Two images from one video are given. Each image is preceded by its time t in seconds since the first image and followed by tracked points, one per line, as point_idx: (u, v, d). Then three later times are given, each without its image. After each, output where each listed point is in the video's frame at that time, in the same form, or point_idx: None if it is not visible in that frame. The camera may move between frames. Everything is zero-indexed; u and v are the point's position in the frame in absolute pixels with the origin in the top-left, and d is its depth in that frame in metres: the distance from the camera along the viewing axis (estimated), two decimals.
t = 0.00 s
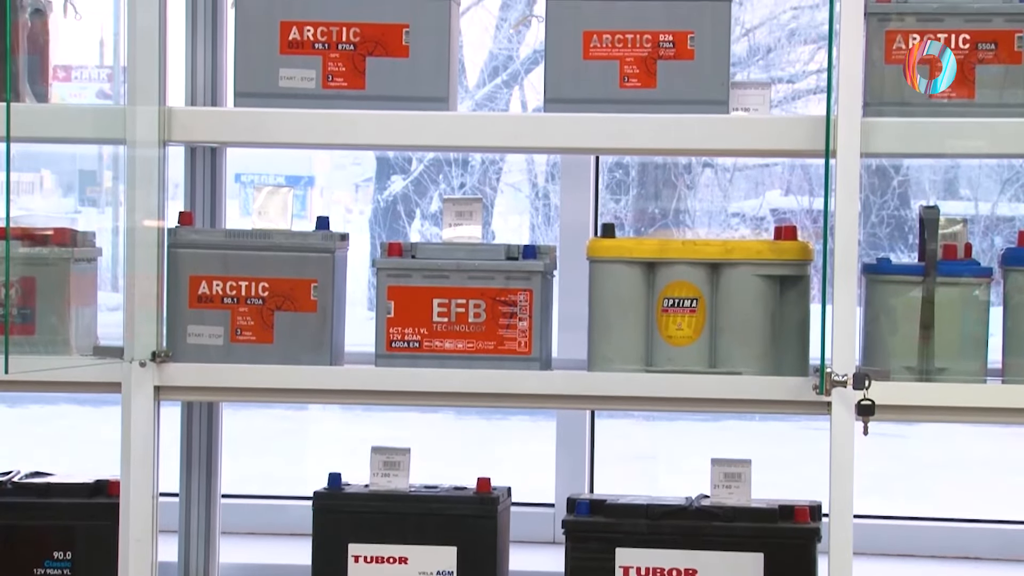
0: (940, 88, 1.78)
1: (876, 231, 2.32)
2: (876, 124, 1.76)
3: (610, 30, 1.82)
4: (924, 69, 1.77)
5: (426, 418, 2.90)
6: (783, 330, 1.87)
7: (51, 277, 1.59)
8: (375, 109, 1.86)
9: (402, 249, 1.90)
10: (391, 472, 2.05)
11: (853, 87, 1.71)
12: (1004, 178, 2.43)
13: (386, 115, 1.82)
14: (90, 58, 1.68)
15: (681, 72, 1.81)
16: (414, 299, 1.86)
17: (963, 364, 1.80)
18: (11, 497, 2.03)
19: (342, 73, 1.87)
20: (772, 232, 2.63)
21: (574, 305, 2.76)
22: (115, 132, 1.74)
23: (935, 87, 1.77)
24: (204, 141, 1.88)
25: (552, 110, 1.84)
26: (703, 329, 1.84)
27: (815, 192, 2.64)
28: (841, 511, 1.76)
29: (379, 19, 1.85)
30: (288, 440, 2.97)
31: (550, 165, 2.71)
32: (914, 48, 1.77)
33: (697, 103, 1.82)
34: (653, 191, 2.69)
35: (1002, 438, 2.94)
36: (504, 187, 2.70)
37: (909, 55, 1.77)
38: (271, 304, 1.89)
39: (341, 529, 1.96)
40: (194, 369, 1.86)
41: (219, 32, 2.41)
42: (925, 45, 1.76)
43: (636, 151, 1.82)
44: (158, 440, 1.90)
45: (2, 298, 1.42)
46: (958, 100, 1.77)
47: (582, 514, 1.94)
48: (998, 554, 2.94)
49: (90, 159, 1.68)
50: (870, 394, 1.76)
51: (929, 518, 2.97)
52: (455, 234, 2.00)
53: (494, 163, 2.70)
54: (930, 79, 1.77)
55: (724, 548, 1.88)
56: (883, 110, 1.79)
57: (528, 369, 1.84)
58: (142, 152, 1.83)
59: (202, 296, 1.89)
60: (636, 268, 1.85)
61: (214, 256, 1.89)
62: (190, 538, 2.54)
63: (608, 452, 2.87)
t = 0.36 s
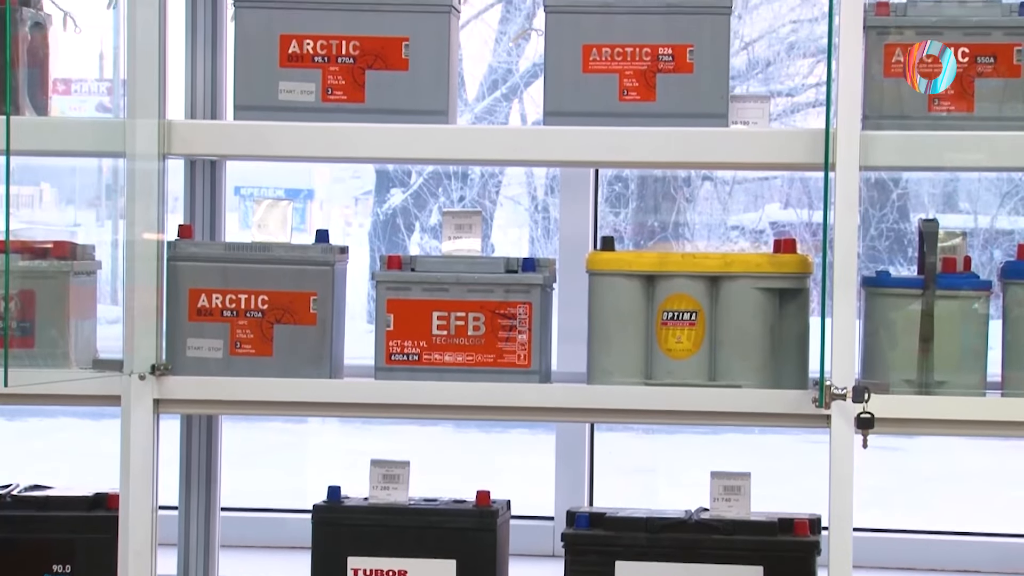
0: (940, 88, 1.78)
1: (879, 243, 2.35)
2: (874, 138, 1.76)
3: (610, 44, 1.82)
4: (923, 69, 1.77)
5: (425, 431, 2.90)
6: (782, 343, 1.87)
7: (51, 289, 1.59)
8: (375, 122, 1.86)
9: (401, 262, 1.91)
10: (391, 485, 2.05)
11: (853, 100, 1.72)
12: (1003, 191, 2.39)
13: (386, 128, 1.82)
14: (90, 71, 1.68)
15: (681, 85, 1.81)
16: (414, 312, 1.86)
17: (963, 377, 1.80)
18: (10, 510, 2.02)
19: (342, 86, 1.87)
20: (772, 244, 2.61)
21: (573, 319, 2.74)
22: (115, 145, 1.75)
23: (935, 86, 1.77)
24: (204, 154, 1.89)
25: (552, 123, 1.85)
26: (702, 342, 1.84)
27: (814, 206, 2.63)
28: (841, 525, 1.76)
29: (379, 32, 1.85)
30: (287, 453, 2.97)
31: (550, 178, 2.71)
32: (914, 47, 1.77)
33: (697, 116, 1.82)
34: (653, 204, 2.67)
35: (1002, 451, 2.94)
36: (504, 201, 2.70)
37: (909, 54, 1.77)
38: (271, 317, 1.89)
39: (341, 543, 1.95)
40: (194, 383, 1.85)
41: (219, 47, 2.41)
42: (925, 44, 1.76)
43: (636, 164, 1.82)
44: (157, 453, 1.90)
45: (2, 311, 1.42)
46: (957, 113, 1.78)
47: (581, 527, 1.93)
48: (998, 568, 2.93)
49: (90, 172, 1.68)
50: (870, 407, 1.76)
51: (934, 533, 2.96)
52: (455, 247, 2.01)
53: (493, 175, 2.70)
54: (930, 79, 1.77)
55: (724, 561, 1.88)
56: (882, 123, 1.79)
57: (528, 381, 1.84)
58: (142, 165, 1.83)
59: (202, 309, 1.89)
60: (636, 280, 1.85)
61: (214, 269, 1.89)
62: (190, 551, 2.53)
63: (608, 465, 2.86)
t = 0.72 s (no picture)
0: (940, 88, 1.77)
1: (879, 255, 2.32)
2: (874, 149, 1.76)
3: (609, 55, 1.82)
4: (924, 70, 1.77)
5: (426, 442, 2.88)
6: (782, 355, 1.87)
7: (51, 301, 1.59)
8: (375, 134, 1.86)
9: (401, 273, 1.90)
10: (391, 497, 2.05)
11: (853, 112, 1.72)
12: (1002, 204, 2.34)
13: (386, 140, 1.82)
14: (90, 83, 1.69)
15: (681, 97, 1.82)
16: (414, 324, 1.86)
17: (963, 389, 1.79)
18: (10, 522, 2.02)
19: (342, 98, 1.87)
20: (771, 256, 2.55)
21: (571, 331, 2.68)
22: (115, 157, 1.75)
23: (935, 86, 1.77)
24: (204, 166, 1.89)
25: (552, 135, 1.85)
26: (702, 354, 1.83)
27: (814, 218, 2.59)
28: (841, 537, 1.76)
29: (378, 44, 1.86)
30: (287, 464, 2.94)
31: (550, 190, 2.66)
32: (914, 48, 1.77)
33: (697, 128, 1.82)
34: (653, 216, 2.64)
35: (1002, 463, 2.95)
36: (503, 213, 2.65)
37: (909, 57, 1.77)
38: (271, 329, 1.89)
39: (341, 554, 1.94)
40: (194, 395, 1.85)
41: (218, 61, 2.43)
42: (925, 45, 1.76)
43: (636, 175, 1.82)
44: (156, 465, 1.90)
45: (1, 323, 1.42)
46: (956, 124, 1.78)
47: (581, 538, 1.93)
48: None
49: (90, 184, 1.68)
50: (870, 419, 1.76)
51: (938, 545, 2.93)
52: (454, 259, 2.01)
53: (492, 188, 2.65)
54: (930, 79, 1.77)
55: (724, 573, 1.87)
56: (881, 135, 1.80)
57: (528, 394, 1.84)
58: (141, 177, 1.83)
59: (201, 321, 1.89)
60: (636, 292, 1.85)
61: (213, 281, 1.89)
62: (189, 563, 2.53)
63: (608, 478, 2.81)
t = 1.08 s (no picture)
0: (940, 87, 1.78)
1: (879, 272, 2.30)
2: (873, 166, 1.77)
3: (610, 72, 1.83)
4: (924, 69, 1.77)
5: (425, 459, 2.64)
6: (782, 372, 1.87)
7: (50, 317, 1.58)
8: (376, 150, 1.86)
9: (401, 290, 1.90)
10: (391, 514, 2.04)
11: (853, 128, 1.72)
12: (1002, 220, 2.30)
13: (388, 157, 1.83)
14: (91, 99, 1.69)
15: (681, 114, 1.82)
16: (414, 340, 1.86)
17: (964, 406, 1.79)
18: (9, 539, 2.01)
19: (342, 115, 1.87)
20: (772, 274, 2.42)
21: (570, 348, 2.50)
22: (115, 174, 1.75)
23: (934, 85, 1.77)
24: (204, 183, 1.89)
25: (552, 151, 1.85)
26: (702, 370, 1.83)
27: (814, 234, 2.45)
28: (841, 554, 1.75)
29: (379, 61, 1.86)
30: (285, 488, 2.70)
31: (549, 206, 2.48)
32: (914, 48, 1.77)
33: (697, 145, 1.82)
34: (653, 233, 2.49)
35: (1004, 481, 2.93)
36: (504, 230, 2.50)
37: (909, 55, 1.77)
38: (271, 346, 1.88)
39: (341, 571, 1.94)
40: (194, 412, 1.85)
41: (219, 79, 2.42)
42: (925, 44, 1.76)
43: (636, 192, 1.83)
44: (157, 482, 1.89)
45: (1, 339, 1.41)
46: (956, 141, 1.78)
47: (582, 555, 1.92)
48: None
49: (90, 201, 1.68)
50: (870, 436, 1.76)
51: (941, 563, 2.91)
52: (454, 275, 2.02)
53: (493, 204, 2.50)
54: (930, 79, 1.77)
55: None
56: (881, 152, 1.80)
57: (528, 410, 1.84)
58: (142, 194, 1.83)
59: (201, 337, 1.89)
60: (636, 309, 1.85)
61: (214, 298, 1.89)
62: None
63: (607, 495, 2.61)
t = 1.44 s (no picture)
0: (940, 88, 1.77)
1: (880, 279, 2.25)
2: (873, 174, 1.77)
3: (610, 80, 1.83)
4: (924, 69, 1.76)
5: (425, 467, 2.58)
6: (782, 380, 1.87)
7: (51, 325, 1.58)
8: (376, 158, 1.87)
9: (402, 297, 1.90)
10: (391, 521, 2.05)
11: (853, 136, 1.72)
12: (1002, 228, 2.28)
13: (388, 164, 1.83)
14: (90, 107, 1.69)
15: (681, 122, 1.82)
16: (414, 348, 1.86)
17: (963, 414, 1.79)
18: (9, 547, 2.00)
19: (342, 122, 1.87)
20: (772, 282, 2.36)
21: (569, 357, 2.43)
22: (115, 182, 1.75)
23: (934, 86, 1.77)
24: (204, 191, 1.89)
25: (552, 159, 1.85)
26: (702, 378, 1.83)
27: (814, 241, 2.40)
28: (841, 562, 1.75)
29: (378, 69, 1.86)
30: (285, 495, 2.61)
31: (549, 213, 2.42)
32: (914, 47, 1.76)
33: (697, 152, 1.83)
34: (653, 240, 2.44)
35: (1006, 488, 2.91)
36: (503, 238, 2.42)
37: (909, 55, 1.77)
38: (271, 353, 1.88)
39: None
40: (194, 419, 1.85)
41: (219, 87, 2.42)
42: (925, 44, 1.76)
43: (636, 200, 1.83)
44: (157, 490, 1.89)
45: (1, 347, 1.41)
46: (956, 149, 1.78)
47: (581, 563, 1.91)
48: None
49: (90, 209, 1.68)
50: (870, 443, 1.76)
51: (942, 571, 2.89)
52: (454, 282, 2.02)
53: (493, 212, 2.42)
54: (930, 79, 1.77)
55: None
56: (881, 160, 1.80)
57: (528, 418, 1.83)
58: (142, 201, 1.83)
59: (201, 345, 1.89)
60: (636, 316, 1.85)
61: (214, 306, 1.89)
62: None
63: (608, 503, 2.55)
